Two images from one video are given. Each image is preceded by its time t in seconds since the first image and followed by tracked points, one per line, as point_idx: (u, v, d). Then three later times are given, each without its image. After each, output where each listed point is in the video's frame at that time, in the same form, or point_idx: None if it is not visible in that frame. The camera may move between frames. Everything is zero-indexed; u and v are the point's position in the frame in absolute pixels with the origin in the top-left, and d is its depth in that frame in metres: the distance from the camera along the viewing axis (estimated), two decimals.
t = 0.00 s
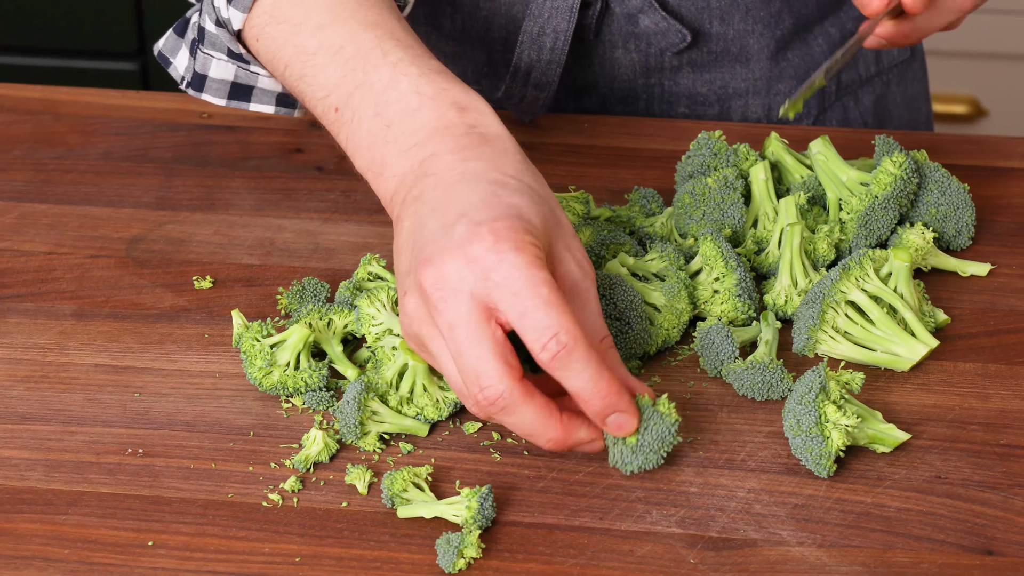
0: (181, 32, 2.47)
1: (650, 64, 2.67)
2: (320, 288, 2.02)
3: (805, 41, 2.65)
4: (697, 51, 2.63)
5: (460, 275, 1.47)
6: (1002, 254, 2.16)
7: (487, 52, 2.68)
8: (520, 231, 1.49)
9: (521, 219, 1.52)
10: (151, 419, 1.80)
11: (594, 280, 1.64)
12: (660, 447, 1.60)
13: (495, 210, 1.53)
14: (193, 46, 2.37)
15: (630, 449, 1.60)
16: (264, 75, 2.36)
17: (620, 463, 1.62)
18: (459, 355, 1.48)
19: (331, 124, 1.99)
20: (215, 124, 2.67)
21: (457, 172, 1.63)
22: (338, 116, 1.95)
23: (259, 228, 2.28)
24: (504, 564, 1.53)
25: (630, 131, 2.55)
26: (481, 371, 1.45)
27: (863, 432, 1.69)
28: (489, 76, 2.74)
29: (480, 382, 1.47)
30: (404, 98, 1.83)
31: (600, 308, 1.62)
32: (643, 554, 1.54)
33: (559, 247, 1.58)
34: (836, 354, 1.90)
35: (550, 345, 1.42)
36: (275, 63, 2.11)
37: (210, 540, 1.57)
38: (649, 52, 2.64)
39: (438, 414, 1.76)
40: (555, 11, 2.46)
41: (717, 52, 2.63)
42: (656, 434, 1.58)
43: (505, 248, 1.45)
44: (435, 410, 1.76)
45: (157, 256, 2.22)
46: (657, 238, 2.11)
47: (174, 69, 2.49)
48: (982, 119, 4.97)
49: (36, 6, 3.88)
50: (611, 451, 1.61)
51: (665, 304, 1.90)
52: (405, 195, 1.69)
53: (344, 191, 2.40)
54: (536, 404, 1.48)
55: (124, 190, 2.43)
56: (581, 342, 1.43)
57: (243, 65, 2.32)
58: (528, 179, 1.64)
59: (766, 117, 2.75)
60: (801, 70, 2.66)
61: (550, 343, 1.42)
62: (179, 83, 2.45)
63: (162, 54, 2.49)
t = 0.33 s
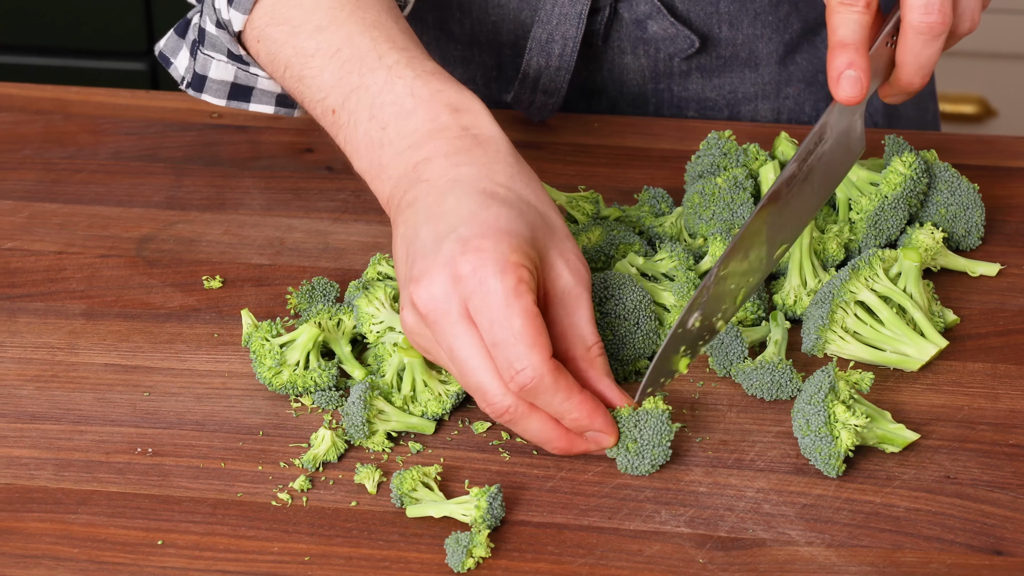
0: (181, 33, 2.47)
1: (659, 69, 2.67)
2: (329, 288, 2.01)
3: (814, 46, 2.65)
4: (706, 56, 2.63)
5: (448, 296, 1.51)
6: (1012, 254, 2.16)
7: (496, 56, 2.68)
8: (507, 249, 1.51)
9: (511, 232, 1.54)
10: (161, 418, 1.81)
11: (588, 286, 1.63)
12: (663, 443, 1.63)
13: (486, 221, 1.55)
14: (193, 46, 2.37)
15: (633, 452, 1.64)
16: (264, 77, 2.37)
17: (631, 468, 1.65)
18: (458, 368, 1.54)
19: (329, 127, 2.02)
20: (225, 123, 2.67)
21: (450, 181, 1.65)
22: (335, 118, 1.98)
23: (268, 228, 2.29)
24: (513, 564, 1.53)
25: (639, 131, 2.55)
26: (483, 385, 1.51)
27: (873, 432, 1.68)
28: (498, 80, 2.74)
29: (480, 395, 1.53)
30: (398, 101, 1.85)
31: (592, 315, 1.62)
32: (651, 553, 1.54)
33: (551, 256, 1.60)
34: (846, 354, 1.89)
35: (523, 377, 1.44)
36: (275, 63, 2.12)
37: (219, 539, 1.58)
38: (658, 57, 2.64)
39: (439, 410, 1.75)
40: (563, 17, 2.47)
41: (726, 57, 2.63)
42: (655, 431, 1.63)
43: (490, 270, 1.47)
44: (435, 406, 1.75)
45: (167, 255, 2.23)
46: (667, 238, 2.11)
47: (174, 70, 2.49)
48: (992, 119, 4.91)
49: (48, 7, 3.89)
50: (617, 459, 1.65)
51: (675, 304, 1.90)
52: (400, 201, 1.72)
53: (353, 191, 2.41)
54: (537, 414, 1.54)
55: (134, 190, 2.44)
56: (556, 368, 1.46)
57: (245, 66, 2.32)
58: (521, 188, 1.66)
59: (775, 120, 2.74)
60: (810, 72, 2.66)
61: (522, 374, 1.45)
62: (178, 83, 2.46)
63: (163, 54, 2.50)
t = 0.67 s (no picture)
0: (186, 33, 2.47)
1: (661, 70, 2.66)
2: (331, 282, 2.03)
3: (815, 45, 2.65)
4: (709, 57, 2.62)
5: (460, 292, 1.50)
6: (1014, 251, 2.15)
7: (499, 57, 2.67)
8: (522, 249, 1.51)
9: (525, 232, 1.54)
10: (162, 412, 1.81)
11: (600, 287, 1.63)
12: (662, 447, 1.63)
13: (500, 220, 1.56)
14: (196, 47, 2.35)
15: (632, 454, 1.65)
16: (267, 76, 2.35)
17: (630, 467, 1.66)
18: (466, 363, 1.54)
19: (336, 123, 2.01)
20: (227, 118, 2.66)
21: (463, 178, 1.66)
22: (342, 115, 1.97)
23: (270, 222, 2.28)
24: (514, 558, 1.53)
25: (641, 127, 2.55)
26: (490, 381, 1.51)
27: (874, 428, 1.68)
28: (500, 79, 2.73)
29: (486, 391, 1.53)
30: (410, 97, 1.87)
31: (603, 316, 1.62)
32: (652, 548, 1.54)
33: (564, 258, 1.60)
34: (847, 350, 1.89)
35: (531, 379, 1.45)
36: (279, 62, 2.12)
37: (220, 533, 1.58)
38: (660, 58, 2.63)
39: (438, 406, 1.76)
40: (565, 20, 2.46)
41: (728, 59, 2.63)
42: (652, 436, 1.63)
43: (504, 269, 1.47)
44: (435, 402, 1.76)
45: (169, 249, 2.23)
46: (668, 233, 2.10)
47: (177, 70, 2.48)
48: (993, 117, 4.90)
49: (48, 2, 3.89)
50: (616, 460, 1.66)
51: (678, 299, 1.89)
52: (410, 196, 1.73)
53: (356, 185, 2.40)
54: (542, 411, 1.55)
55: (136, 184, 2.44)
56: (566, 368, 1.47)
57: (249, 65, 2.30)
58: (534, 188, 1.67)
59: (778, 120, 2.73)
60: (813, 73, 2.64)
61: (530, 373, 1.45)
62: (182, 84, 2.44)
63: (166, 55, 2.48)
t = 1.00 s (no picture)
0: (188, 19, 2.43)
1: (662, 58, 2.65)
2: (332, 271, 2.02)
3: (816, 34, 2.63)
4: (710, 46, 2.60)
5: (474, 285, 1.50)
6: (1015, 239, 2.15)
7: (499, 45, 2.66)
8: (538, 245, 1.50)
9: (540, 225, 1.55)
10: (164, 401, 1.80)
11: (609, 281, 1.62)
12: (664, 438, 1.63)
13: (514, 212, 1.56)
14: (199, 32, 2.33)
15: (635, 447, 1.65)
16: (271, 63, 2.33)
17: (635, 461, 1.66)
18: (472, 356, 1.54)
19: (341, 108, 2.03)
20: (228, 107, 2.65)
21: (475, 167, 1.66)
22: (348, 99, 1.99)
23: (271, 211, 2.28)
24: (517, 546, 1.54)
25: (643, 115, 2.54)
26: (496, 375, 1.51)
27: (876, 416, 1.68)
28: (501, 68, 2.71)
29: (490, 385, 1.53)
30: (420, 84, 1.88)
31: (611, 311, 1.61)
32: (655, 536, 1.55)
33: (576, 250, 1.60)
34: (849, 338, 1.89)
35: (539, 376, 1.45)
36: (284, 47, 2.14)
37: (222, 522, 1.58)
38: (661, 47, 2.62)
39: (436, 395, 1.75)
40: (565, 9, 2.44)
41: (729, 48, 2.60)
42: (654, 430, 1.62)
43: (519, 264, 1.47)
44: (434, 390, 1.75)
45: (169, 238, 2.22)
46: (670, 222, 2.10)
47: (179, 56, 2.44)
48: (993, 108, 4.80)
49: None
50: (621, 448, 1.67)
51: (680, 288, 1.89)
52: (419, 183, 1.73)
53: (357, 174, 2.39)
54: (547, 406, 1.56)
55: (137, 173, 2.43)
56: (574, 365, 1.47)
57: (253, 51, 2.30)
58: (547, 179, 1.67)
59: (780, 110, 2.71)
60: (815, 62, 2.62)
61: (538, 369, 1.45)
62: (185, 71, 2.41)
63: (168, 41, 2.44)
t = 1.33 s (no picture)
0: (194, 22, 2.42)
1: (664, 61, 2.65)
2: (335, 274, 2.01)
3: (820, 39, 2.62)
4: (711, 49, 2.61)
5: (468, 277, 1.52)
6: (1017, 239, 2.15)
7: (501, 49, 2.65)
8: (537, 243, 1.53)
9: (540, 225, 1.57)
10: (167, 405, 1.81)
11: (603, 282, 1.66)
12: (695, 453, 1.65)
13: (515, 209, 1.58)
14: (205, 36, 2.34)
15: (626, 438, 1.67)
16: (277, 65, 2.33)
17: (629, 464, 1.67)
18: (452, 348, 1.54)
19: (341, 106, 2.03)
20: (230, 110, 2.65)
21: (477, 163, 1.68)
22: (349, 97, 1.98)
23: (273, 214, 2.28)
24: (520, 548, 1.54)
25: (644, 117, 2.54)
26: (473, 368, 1.51)
27: (878, 416, 1.68)
28: (502, 70, 2.71)
29: (464, 378, 1.52)
30: (422, 81, 1.88)
31: (601, 310, 1.65)
32: (658, 538, 1.55)
33: (571, 249, 1.63)
34: (851, 338, 1.89)
35: (517, 371, 1.46)
36: (287, 47, 2.13)
37: (226, 526, 1.58)
38: (663, 49, 2.62)
39: (427, 394, 1.77)
40: (568, 11, 2.45)
41: (731, 50, 2.61)
42: (702, 437, 1.65)
43: (516, 260, 1.49)
44: (424, 390, 1.77)
45: (172, 242, 2.22)
46: (671, 224, 2.10)
47: (185, 61, 2.42)
48: (993, 104, 4.86)
49: None
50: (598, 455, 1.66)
51: (682, 287, 1.89)
52: (419, 175, 1.74)
53: (359, 176, 2.40)
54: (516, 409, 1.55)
55: (139, 176, 2.43)
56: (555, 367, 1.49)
57: (258, 54, 2.31)
58: (547, 178, 1.69)
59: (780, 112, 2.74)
60: (815, 65, 2.64)
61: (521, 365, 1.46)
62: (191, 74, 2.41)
63: (175, 46, 2.42)
